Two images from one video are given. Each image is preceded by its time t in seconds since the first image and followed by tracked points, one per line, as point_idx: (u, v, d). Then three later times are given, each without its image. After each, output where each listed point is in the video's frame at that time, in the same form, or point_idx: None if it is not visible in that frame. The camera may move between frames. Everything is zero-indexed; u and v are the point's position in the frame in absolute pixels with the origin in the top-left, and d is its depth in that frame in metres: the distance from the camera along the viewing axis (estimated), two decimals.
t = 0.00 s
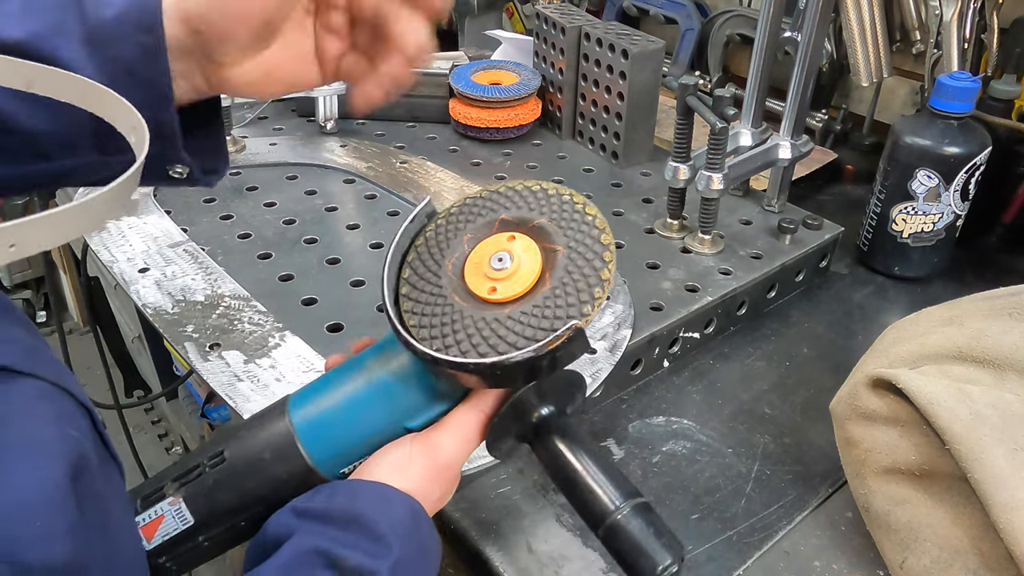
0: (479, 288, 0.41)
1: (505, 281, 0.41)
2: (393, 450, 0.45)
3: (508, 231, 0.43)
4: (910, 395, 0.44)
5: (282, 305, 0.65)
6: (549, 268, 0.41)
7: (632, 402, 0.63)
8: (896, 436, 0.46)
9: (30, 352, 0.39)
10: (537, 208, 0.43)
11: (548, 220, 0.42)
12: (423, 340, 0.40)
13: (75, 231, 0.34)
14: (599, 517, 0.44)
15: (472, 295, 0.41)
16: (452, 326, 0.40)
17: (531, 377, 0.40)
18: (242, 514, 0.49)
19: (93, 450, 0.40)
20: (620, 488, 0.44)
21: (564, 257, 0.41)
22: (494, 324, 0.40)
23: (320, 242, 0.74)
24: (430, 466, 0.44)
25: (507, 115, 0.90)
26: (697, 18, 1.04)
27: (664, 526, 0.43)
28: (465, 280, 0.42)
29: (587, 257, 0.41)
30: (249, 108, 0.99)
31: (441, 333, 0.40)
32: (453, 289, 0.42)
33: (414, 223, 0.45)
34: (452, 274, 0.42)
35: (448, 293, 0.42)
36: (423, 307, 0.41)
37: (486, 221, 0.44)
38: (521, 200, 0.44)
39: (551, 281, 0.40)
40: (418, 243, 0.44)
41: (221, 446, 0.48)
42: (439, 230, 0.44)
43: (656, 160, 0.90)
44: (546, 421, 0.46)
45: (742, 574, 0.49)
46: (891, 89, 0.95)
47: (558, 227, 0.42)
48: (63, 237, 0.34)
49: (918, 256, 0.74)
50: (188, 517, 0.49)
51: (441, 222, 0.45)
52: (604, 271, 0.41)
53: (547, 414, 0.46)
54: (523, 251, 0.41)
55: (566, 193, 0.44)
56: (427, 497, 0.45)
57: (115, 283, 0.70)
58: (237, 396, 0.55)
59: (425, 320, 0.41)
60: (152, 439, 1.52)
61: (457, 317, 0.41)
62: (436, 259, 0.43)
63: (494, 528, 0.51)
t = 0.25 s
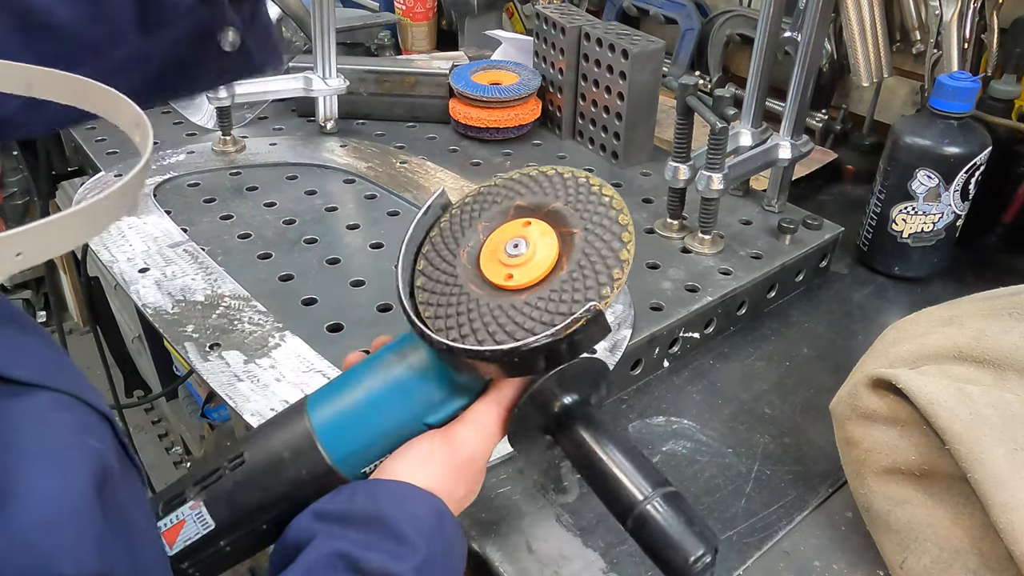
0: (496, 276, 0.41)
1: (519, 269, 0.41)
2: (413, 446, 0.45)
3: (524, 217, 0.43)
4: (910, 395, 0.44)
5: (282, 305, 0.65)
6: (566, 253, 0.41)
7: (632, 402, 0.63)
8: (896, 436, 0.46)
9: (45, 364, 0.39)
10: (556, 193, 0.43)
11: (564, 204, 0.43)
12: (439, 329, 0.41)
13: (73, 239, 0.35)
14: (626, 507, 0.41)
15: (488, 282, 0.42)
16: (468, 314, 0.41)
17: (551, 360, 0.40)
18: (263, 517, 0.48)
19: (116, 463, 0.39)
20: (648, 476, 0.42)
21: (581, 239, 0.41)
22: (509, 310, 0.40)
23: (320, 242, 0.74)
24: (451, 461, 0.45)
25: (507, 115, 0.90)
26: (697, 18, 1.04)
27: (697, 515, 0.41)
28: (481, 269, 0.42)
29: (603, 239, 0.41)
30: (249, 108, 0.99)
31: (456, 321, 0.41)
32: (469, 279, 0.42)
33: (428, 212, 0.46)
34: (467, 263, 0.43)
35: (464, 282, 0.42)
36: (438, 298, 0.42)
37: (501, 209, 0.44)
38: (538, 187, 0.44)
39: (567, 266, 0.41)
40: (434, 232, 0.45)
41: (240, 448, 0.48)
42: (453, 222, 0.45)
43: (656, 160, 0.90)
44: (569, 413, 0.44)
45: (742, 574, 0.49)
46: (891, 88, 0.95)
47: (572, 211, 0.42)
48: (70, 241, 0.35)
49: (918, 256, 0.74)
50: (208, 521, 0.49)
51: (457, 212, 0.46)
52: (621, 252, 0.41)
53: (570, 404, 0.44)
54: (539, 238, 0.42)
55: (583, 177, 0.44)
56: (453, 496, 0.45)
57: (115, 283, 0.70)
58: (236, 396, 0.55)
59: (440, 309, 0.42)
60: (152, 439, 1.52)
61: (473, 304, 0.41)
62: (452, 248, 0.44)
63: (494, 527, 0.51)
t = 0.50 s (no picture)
0: (614, 299, 0.35)
1: (641, 291, 0.35)
2: (517, 487, 0.38)
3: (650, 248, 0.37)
4: (910, 395, 0.44)
5: (282, 305, 0.65)
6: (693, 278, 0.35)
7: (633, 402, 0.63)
8: (896, 436, 0.46)
9: (60, 377, 0.46)
10: (698, 231, 0.37)
11: (692, 231, 0.37)
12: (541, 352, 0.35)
13: (82, 252, 0.42)
14: (759, 559, 0.32)
15: (608, 309, 0.35)
16: (580, 337, 0.35)
17: (675, 384, 0.32)
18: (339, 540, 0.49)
19: (122, 470, 0.45)
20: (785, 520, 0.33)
21: (709, 262, 0.35)
22: (627, 330, 0.34)
23: (320, 242, 0.74)
24: (560, 503, 0.37)
25: (507, 115, 0.90)
26: (697, 18, 1.04)
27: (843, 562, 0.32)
28: (601, 294, 0.36)
29: (734, 260, 0.35)
30: (249, 108, 0.99)
31: (568, 342, 0.34)
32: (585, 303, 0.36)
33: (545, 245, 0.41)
34: (586, 290, 0.37)
35: (581, 307, 0.36)
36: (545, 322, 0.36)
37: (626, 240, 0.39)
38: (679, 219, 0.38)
39: (693, 287, 0.34)
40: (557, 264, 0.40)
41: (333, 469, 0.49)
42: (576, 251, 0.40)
43: (656, 160, 0.90)
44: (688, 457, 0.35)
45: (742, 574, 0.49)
46: (891, 89, 0.96)
47: (704, 236, 0.36)
48: (79, 255, 0.42)
49: (918, 256, 0.74)
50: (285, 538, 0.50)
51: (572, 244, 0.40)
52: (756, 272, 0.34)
53: (694, 441, 0.35)
54: (661, 265, 0.35)
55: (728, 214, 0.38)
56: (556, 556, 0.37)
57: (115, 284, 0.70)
58: (236, 396, 0.55)
59: (545, 330, 0.36)
60: (152, 439, 1.53)
61: (589, 329, 0.35)
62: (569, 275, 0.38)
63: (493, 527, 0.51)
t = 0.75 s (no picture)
0: (698, 416, 0.37)
1: (725, 411, 0.37)
2: None
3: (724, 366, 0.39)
4: (910, 395, 0.45)
5: (282, 305, 0.65)
6: (776, 395, 0.37)
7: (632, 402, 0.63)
8: (896, 436, 0.46)
9: (58, 382, 0.53)
10: (773, 351, 0.38)
11: (766, 350, 0.39)
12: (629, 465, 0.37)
13: (116, 242, 0.47)
14: None
15: (698, 429, 0.37)
16: (672, 459, 0.36)
17: (777, 502, 0.34)
18: None
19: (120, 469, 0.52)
20: None
21: (793, 382, 0.37)
22: (714, 453, 0.36)
23: (320, 242, 0.74)
24: None
25: (507, 115, 0.90)
26: (697, 18, 1.04)
27: None
28: (685, 412, 0.38)
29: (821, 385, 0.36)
30: (249, 108, 0.99)
31: (653, 459, 0.37)
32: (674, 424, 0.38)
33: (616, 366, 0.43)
34: (666, 409, 0.39)
35: (665, 427, 0.38)
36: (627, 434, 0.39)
37: (695, 354, 0.41)
38: (728, 337, 0.41)
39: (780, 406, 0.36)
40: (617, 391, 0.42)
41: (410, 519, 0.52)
42: (651, 368, 0.42)
43: (656, 160, 0.90)
44: (794, 575, 0.40)
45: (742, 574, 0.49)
46: (891, 88, 0.96)
47: (774, 354, 0.38)
48: (117, 243, 0.47)
49: (918, 256, 0.74)
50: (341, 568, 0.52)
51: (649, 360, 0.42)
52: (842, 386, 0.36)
53: (793, 565, 0.40)
54: (741, 384, 0.37)
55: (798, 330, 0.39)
56: None
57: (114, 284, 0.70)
58: (237, 396, 0.55)
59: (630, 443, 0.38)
60: (152, 438, 1.54)
61: (679, 449, 0.37)
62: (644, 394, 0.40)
63: (494, 527, 0.51)
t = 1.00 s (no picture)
0: (654, 526, 0.39)
1: (682, 525, 0.39)
2: None
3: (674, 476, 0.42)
4: (910, 395, 0.44)
5: (282, 305, 0.65)
6: (723, 522, 0.40)
7: (633, 402, 0.63)
8: (896, 436, 0.46)
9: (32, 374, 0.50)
10: (697, 461, 0.43)
11: (710, 474, 0.43)
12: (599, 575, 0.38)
13: (131, 226, 0.44)
14: None
15: (649, 532, 0.39)
16: (630, 561, 0.38)
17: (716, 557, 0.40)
18: None
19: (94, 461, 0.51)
20: None
21: (737, 512, 0.40)
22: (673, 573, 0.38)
23: (320, 242, 0.74)
24: None
25: (507, 115, 0.90)
26: (697, 18, 1.04)
27: None
28: (640, 516, 0.40)
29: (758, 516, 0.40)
30: (249, 108, 0.99)
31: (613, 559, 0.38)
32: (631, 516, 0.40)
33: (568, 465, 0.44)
34: (625, 504, 0.41)
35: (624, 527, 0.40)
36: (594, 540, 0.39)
37: (649, 460, 0.43)
38: (648, 448, 0.44)
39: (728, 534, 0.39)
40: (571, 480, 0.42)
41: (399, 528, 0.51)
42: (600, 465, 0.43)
43: (656, 160, 0.90)
44: None
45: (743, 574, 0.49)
46: (891, 89, 0.96)
47: (721, 479, 0.42)
48: (130, 226, 0.44)
49: (918, 256, 0.74)
50: None
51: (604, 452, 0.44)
52: (776, 551, 0.39)
53: None
54: (695, 497, 0.41)
55: (719, 449, 0.45)
56: None
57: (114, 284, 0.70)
58: (237, 396, 0.54)
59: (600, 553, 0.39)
60: (152, 438, 1.54)
61: (636, 555, 0.38)
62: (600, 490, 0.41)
63: (494, 527, 0.51)
